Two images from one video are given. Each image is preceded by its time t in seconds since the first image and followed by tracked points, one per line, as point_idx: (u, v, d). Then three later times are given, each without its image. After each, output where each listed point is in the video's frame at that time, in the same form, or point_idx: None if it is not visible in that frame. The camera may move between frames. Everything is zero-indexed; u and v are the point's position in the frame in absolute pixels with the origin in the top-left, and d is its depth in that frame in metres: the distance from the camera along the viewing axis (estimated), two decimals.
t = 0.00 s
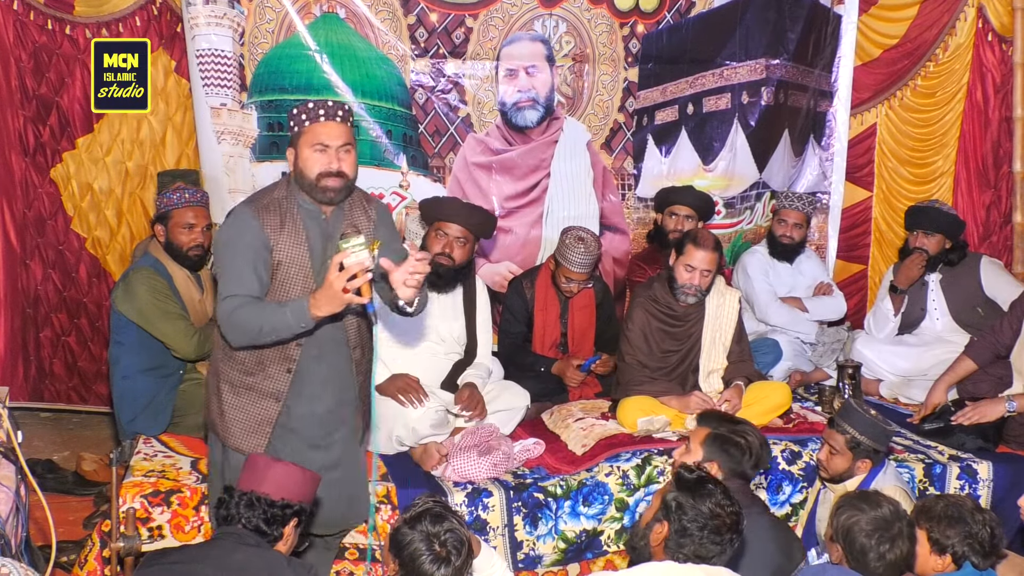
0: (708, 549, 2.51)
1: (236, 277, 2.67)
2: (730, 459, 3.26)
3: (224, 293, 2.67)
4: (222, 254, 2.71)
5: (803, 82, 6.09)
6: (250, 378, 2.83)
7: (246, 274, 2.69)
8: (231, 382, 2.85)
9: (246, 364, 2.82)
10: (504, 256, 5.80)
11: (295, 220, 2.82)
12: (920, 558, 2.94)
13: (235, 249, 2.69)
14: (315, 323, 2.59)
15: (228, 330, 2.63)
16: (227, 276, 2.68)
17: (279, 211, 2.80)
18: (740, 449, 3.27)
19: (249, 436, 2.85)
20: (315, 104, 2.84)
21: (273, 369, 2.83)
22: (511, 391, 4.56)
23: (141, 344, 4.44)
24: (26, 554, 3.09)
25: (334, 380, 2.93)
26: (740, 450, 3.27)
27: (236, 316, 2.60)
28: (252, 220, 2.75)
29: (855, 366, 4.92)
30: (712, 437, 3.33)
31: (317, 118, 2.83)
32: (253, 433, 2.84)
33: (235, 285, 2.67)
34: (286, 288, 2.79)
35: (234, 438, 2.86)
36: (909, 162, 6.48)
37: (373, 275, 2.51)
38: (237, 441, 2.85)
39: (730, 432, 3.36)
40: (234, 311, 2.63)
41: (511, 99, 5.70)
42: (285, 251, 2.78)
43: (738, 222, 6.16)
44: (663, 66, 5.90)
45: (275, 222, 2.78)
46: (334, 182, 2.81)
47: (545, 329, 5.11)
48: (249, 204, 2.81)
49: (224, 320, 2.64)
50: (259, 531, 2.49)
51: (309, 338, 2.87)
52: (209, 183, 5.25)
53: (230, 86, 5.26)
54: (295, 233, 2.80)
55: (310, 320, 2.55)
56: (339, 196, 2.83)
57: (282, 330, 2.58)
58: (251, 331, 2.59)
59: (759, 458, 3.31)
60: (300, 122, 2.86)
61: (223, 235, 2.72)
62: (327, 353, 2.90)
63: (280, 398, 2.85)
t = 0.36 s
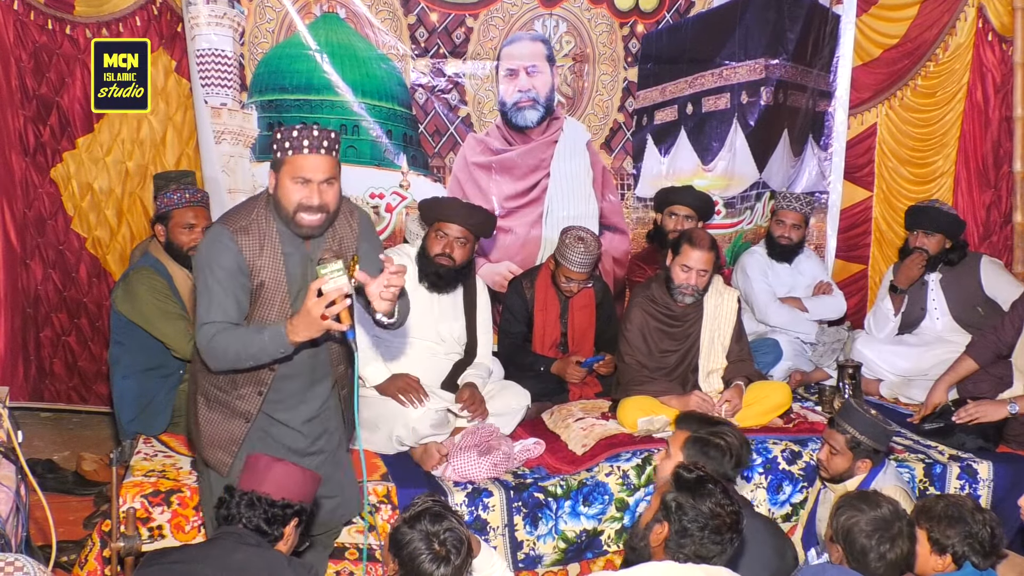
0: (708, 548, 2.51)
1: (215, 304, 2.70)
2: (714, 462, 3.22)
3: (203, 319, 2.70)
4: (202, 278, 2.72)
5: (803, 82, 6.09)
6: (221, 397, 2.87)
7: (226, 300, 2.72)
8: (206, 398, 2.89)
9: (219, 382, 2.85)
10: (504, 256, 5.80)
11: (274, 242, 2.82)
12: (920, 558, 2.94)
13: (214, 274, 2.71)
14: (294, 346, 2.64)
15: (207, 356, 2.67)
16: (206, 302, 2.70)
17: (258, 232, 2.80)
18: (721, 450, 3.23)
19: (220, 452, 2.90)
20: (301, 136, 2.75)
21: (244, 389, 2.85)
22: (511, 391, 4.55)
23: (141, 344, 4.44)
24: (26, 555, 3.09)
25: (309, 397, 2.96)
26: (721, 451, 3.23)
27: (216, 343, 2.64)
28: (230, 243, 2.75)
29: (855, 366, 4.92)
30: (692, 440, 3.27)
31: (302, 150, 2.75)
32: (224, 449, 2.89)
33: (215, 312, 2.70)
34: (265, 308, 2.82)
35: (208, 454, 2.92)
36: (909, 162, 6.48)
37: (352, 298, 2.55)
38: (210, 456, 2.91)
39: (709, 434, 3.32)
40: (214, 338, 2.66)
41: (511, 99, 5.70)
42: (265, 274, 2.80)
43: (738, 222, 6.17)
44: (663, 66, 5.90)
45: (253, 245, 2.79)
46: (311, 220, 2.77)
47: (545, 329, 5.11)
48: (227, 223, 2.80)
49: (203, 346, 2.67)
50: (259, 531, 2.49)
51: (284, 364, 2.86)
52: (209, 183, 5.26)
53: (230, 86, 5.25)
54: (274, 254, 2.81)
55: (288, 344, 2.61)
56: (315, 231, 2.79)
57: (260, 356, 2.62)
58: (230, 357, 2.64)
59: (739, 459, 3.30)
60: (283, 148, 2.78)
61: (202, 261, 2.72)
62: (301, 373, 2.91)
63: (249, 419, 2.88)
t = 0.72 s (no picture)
0: (709, 548, 2.51)
1: (207, 319, 2.69)
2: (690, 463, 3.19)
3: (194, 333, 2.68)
4: (193, 292, 2.70)
5: (803, 82, 6.09)
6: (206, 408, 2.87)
7: (217, 315, 2.71)
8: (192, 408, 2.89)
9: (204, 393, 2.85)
10: (504, 256, 5.80)
11: (265, 258, 2.82)
12: (920, 558, 2.94)
13: (207, 288, 2.70)
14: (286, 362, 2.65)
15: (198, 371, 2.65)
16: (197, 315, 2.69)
17: (248, 247, 2.80)
18: (694, 451, 3.21)
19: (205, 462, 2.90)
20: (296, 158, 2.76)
21: (229, 401, 2.85)
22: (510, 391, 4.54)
23: (141, 344, 4.44)
24: (25, 555, 3.09)
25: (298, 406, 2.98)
26: (694, 452, 3.21)
27: (208, 358, 2.62)
28: (222, 258, 2.74)
29: (855, 366, 4.91)
30: (664, 443, 3.21)
31: (296, 174, 2.75)
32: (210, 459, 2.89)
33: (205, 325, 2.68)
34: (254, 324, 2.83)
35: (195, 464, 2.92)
36: (909, 162, 6.48)
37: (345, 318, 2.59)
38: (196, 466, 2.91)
39: (680, 435, 3.29)
40: (204, 352, 2.64)
41: (511, 99, 5.70)
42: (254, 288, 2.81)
43: (738, 222, 6.16)
44: (663, 66, 5.90)
45: (244, 258, 2.79)
46: (302, 243, 2.78)
47: (545, 329, 5.11)
48: (216, 236, 2.79)
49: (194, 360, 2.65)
50: (259, 531, 2.49)
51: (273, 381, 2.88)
52: (209, 183, 5.26)
53: (230, 86, 5.25)
54: (264, 269, 2.81)
55: (281, 360, 2.61)
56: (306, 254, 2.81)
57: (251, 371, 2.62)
58: (222, 371, 2.62)
59: (712, 457, 3.30)
60: (277, 168, 2.77)
61: (192, 274, 2.71)
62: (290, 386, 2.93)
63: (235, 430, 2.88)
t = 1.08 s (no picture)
0: (709, 548, 2.51)
1: (198, 282, 2.64)
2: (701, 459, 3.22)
3: (187, 300, 2.64)
4: (184, 260, 2.65)
5: (803, 82, 6.09)
6: (229, 389, 2.82)
7: (210, 280, 2.65)
8: (210, 396, 2.83)
9: (221, 375, 2.80)
10: (504, 256, 5.80)
11: (259, 219, 2.75)
12: (920, 558, 2.94)
13: (197, 252, 2.64)
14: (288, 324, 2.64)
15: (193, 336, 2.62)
16: (188, 279, 2.64)
17: (239, 212, 2.73)
18: (706, 448, 3.24)
19: (234, 446, 2.85)
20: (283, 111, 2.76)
21: (251, 377, 2.81)
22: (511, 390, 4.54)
23: (141, 344, 4.44)
24: (25, 554, 3.08)
25: (319, 374, 2.91)
26: (706, 449, 3.25)
27: (201, 324, 2.59)
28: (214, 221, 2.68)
29: (855, 366, 4.91)
30: (676, 440, 3.25)
31: (276, 119, 2.74)
32: (240, 443, 2.84)
33: (197, 290, 2.64)
34: (254, 288, 2.74)
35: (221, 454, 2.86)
36: (909, 162, 6.48)
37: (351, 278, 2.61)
38: (224, 454, 2.85)
39: (693, 432, 3.34)
40: (199, 317, 2.61)
41: (512, 99, 5.70)
42: (251, 252, 2.72)
43: (738, 222, 6.17)
44: (663, 66, 5.90)
45: (236, 222, 2.72)
46: (296, 185, 2.75)
47: (545, 329, 5.10)
48: (207, 206, 2.74)
49: (188, 325, 2.62)
50: (259, 531, 2.50)
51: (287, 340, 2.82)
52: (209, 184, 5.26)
53: (230, 86, 5.25)
54: (257, 231, 2.74)
55: (283, 321, 2.61)
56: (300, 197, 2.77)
57: (248, 331, 2.59)
58: (221, 337, 2.60)
59: (724, 456, 3.34)
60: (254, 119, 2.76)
61: (183, 242, 2.66)
62: (306, 349, 2.87)
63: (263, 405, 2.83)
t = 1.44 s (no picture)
0: (710, 548, 2.51)
1: (187, 265, 2.80)
2: (728, 456, 3.29)
3: (178, 282, 2.81)
4: (174, 245, 2.82)
5: (803, 82, 6.09)
6: (242, 372, 2.89)
7: (199, 264, 2.82)
8: (224, 384, 2.88)
9: (233, 359, 2.88)
10: (505, 256, 5.80)
11: (248, 206, 2.92)
12: (921, 558, 2.94)
13: (187, 238, 2.81)
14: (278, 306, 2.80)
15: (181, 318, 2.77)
16: (178, 264, 2.81)
17: (227, 199, 2.90)
18: (738, 446, 3.30)
19: (258, 428, 2.91)
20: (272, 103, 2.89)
21: (265, 356, 2.90)
22: (511, 391, 4.54)
23: (141, 344, 4.43)
24: (25, 554, 3.08)
25: (322, 345, 3.04)
26: (738, 447, 3.31)
27: (191, 306, 2.75)
28: (203, 208, 2.85)
29: (856, 366, 4.91)
30: (709, 436, 3.35)
31: (249, 100, 2.97)
32: (265, 423, 2.91)
33: (187, 274, 2.80)
34: (244, 270, 2.88)
35: (242, 440, 2.90)
36: (910, 162, 6.48)
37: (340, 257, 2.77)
38: (246, 438, 2.91)
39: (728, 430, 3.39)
40: (190, 299, 2.78)
41: (512, 99, 5.70)
42: (241, 235, 2.88)
43: (738, 222, 6.17)
44: (663, 66, 5.90)
45: (223, 208, 2.88)
46: (284, 161, 2.95)
47: (545, 329, 5.10)
48: (195, 194, 2.91)
49: (178, 308, 2.78)
50: (259, 531, 2.50)
51: (289, 314, 2.95)
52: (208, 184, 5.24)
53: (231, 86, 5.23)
54: (247, 216, 2.90)
55: (274, 302, 2.77)
56: (285, 174, 2.97)
57: (233, 313, 2.75)
58: (211, 319, 2.75)
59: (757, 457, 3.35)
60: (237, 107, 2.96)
61: (172, 228, 2.83)
62: (307, 321, 3.00)
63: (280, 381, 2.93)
